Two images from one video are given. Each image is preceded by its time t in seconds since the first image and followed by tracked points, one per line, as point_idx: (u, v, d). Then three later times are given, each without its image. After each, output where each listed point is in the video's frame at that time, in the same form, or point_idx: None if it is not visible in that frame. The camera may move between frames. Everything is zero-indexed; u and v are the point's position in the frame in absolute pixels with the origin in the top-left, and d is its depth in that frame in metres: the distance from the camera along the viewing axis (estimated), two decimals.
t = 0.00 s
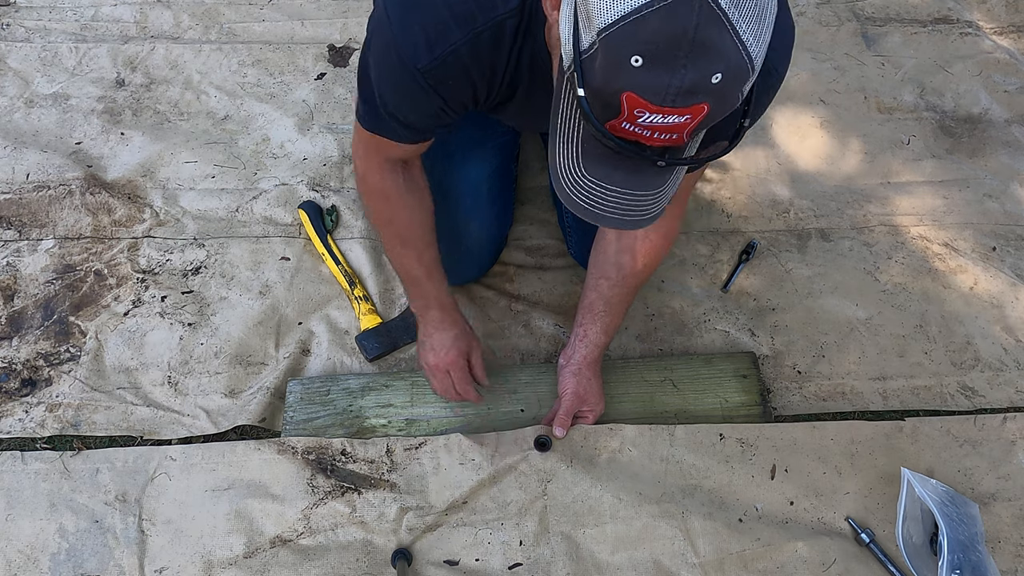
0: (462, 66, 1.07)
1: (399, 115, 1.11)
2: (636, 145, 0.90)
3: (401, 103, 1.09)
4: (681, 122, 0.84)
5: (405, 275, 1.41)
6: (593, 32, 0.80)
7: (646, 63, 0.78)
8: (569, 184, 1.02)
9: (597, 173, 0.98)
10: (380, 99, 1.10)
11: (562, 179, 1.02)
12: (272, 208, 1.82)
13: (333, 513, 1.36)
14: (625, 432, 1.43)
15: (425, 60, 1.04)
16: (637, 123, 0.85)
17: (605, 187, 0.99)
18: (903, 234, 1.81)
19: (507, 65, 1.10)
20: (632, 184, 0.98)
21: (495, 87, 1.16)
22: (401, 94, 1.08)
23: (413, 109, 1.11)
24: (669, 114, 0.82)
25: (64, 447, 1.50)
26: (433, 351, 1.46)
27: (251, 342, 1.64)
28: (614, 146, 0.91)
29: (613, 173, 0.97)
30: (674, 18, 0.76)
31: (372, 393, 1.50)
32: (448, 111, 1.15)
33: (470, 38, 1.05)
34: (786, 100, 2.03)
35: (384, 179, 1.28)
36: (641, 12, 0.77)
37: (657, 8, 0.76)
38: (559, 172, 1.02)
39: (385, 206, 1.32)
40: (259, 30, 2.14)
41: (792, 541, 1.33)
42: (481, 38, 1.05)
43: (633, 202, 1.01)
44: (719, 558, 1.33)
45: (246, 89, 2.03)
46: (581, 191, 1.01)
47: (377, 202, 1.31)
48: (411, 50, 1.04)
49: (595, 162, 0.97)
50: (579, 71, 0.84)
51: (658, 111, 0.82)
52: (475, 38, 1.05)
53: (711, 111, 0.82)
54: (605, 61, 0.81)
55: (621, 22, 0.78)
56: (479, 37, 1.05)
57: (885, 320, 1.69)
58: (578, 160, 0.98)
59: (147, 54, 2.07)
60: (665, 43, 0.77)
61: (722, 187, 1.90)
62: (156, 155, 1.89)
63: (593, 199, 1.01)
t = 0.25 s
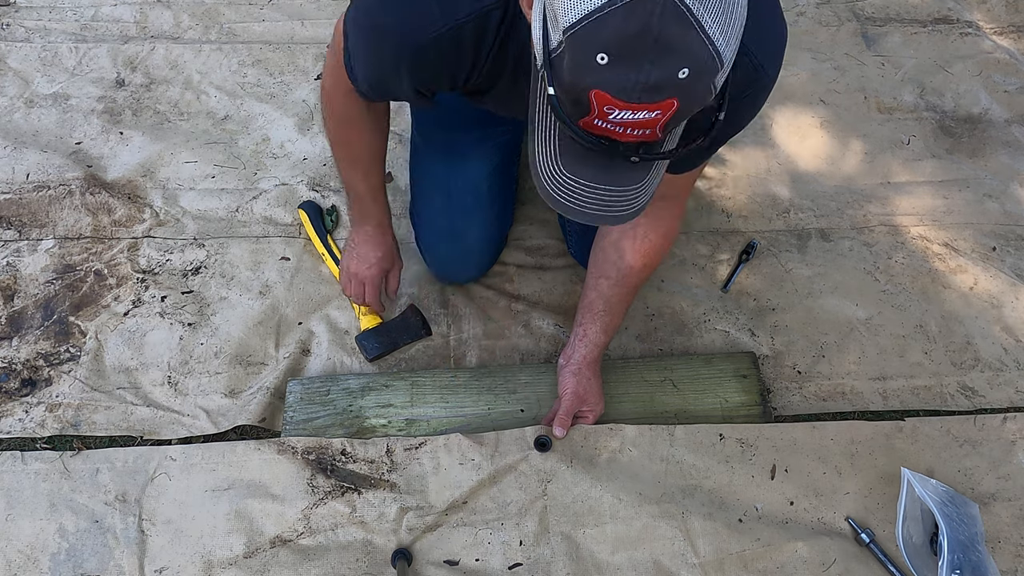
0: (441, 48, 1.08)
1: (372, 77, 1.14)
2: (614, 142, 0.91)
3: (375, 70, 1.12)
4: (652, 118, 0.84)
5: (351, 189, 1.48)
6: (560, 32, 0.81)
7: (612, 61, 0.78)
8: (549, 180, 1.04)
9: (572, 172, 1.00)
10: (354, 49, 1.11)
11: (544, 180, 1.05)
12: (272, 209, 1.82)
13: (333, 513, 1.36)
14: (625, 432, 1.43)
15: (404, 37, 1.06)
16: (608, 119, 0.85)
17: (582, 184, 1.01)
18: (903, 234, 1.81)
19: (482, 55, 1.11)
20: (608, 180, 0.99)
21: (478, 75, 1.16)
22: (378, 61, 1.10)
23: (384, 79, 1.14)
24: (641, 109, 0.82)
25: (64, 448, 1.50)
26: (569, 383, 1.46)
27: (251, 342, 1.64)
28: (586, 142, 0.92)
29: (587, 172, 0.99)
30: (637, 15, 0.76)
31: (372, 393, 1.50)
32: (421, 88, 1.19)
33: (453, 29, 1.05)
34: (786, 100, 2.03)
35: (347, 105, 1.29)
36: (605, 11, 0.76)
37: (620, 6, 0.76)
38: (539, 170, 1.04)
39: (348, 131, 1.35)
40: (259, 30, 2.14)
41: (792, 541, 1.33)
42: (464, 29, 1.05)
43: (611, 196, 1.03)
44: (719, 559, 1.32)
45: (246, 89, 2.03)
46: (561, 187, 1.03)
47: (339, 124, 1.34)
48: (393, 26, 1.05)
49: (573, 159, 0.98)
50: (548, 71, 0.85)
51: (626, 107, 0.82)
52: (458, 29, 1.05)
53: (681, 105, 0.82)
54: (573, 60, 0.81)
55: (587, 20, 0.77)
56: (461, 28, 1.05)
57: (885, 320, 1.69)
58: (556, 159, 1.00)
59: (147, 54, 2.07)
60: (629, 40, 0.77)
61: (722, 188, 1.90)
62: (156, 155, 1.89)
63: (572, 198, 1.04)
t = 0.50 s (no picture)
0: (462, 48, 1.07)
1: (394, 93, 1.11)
2: (731, 101, 0.90)
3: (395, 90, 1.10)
4: (764, 57, 0.83)
5: (415, 239, 1.41)
6: (640, 27, 0.81)
7: (706, 23, 0.79)
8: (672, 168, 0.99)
9: (694, 149, 0.97)
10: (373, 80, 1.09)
11: (674, 173, 1.00)
12: (272, 208, 1.82)
13: (333, 513, 1.36)
14: (625, 432, 1.43)
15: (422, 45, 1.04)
16: (722, 81, 0.85)
17: (707, 160, 0.99)
18: (903, 234, 1.81)
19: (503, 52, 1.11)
20: (744, 138, 0.98)
21: (494, 79, 1.18)
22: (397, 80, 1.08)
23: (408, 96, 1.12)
24: (750, 56, 0.82)
25: (64, 448, 1.50)
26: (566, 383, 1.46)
27: (251, 342, 1.64)
28: (711, 111, 0.90)
29: (706, 143, 0.97)
30: None
31: (372, 393, 1.50)
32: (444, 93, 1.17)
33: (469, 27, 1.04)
34: (786, 100, 2.03)
35: (378, 145, 1.25)
36: None
37: None
38: (662, 168, 1.00)
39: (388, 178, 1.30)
40: (259, 30, 2.14)
41: (792, 542, 1.33)
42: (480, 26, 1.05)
43: (749, 152, 1.01)
44: (719, 559, 1.33)
45: (246, 89, 2.03)
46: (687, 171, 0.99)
47: (375, 170, 1.29)
48: (410, 34, 1.03)
49: (702, 138, 0.96)
50: (643, 70, 0.85)
51: (740, 58, 0.82)
52: (474, 28, 1.05)
53: (784, 33, 0.82)
54: (666, 42, 0.81)
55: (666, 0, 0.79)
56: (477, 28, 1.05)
57: (885, 320, 1.69)
58: (675, 145, 0.97)
59: (147, 54, 2.07)
60: None
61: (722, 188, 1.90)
62: (156, 155, 1.89)
63: (711, 170, 1.00)
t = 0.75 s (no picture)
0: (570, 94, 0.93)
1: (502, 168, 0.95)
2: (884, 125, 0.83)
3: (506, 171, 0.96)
4: (919, 83, 0.79)
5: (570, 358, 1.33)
6: (808, 58, 0.76)
7: (877, 53, 0.75)
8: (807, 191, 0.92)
9: (838, 173, 0.90)
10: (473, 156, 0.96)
11: (816, 199, 0.94)
12: (272, 208, 1.82)
13: (333, 513, 1.36)
14: (625, 432, 1.43)
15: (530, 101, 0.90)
16: (880, 109, 0.80)
17: (849, 184, 0.92)
18: (903, 234, 1.81)
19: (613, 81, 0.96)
20: (886, 159, 0.90)
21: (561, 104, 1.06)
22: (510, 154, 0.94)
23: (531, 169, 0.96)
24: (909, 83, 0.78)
25: (63, 447, 1.50)
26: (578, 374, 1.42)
27: (251, 342, 1.64)
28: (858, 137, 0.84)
29: (849, 167, 0.89)
30: None
31: (372, 393, 1.50)
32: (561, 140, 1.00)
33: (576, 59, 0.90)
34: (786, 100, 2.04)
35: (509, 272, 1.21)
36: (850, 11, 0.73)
37: None
38: (802, 196, 0.93)
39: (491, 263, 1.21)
40: (259, 30, 2.14)
41: (791, 542, 1.34)
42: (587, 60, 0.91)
43: (888, 172, 0.93)
44: (718, 559, 1.33)
45: (246, 89, 2.03)
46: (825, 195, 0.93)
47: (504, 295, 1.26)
48: (515, 87, 0.89)
49: (846, 163, 0.89)
50: (805, 100, 0.79)
51: (904, 84, 0.77)
52: (581, 60, 0.90)
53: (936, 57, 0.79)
54: (834, 73, 0.76)
55: (839, 30, 0.74)
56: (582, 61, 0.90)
57: (885, 320, 1.69)
58: (817, 172, 0.90)
59: (147, 54, 2.07)
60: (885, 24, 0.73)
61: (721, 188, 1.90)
62: (156, 155, 1.89)
63: (849, 194, 0.94)
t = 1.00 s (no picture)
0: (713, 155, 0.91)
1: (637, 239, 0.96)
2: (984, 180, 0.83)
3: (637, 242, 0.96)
4: None
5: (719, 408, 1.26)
6: (942, 112, 0.77)
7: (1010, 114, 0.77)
8: (918, 241, 0.93)
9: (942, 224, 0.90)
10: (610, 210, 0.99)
11: (919, 245, 0.94)
12: (272, 208, 1.82)
13: (333, 513, 1.36)
14: (625, 432, 1.44)
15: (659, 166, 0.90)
16: (995, 168, 0.81)
17: (949, 235, 0.91)
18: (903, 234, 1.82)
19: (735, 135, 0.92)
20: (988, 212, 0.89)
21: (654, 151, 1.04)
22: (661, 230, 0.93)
23: (677, 264, 0.93)
24: None
25: (63, 447, 1.50)
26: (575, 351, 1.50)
27: (251, 342, 1.64)
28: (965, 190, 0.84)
29: (953, 218, 0.89)
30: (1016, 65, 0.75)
31: (372, 393, 1.50)
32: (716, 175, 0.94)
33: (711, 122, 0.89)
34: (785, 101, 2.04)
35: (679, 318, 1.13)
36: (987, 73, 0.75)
37: (997, 63, 0.75)
38: (904, 240, 0.94)
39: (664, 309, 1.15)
40: (259, 30, 2.14)
41: (791, 541, 1.34)
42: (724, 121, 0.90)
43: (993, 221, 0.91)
44: (719, 559, 1.33)
45: (246, 89, 2.03)
46: (929, 241, 0.93)
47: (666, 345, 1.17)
48: (648, 153, 0.90)
49: (948, 214, 0.89)
50: (932, 152, 0.80)
51: None
52: (716, 123, 0.90)
53: None
54: (963, 130, 0.78)
55: (975, 90, 0.76)
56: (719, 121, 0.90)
57: (885, 320, 1.69)
58: (920, 221, 0.90)
59: (147, 54, 2.07)
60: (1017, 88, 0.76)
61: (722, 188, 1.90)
62: (156, 155, 1.89)
63: (949, 243, 0.93)
